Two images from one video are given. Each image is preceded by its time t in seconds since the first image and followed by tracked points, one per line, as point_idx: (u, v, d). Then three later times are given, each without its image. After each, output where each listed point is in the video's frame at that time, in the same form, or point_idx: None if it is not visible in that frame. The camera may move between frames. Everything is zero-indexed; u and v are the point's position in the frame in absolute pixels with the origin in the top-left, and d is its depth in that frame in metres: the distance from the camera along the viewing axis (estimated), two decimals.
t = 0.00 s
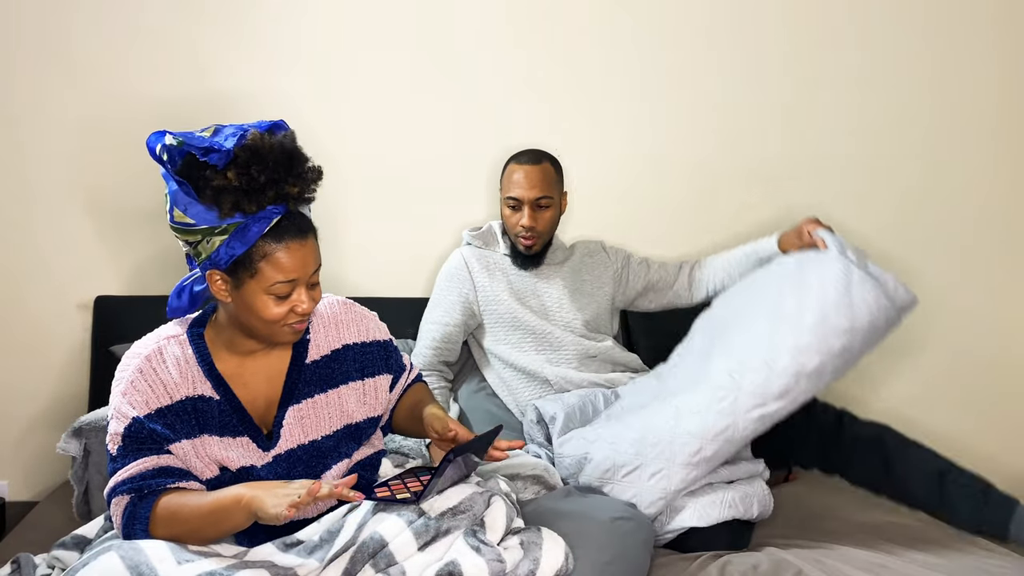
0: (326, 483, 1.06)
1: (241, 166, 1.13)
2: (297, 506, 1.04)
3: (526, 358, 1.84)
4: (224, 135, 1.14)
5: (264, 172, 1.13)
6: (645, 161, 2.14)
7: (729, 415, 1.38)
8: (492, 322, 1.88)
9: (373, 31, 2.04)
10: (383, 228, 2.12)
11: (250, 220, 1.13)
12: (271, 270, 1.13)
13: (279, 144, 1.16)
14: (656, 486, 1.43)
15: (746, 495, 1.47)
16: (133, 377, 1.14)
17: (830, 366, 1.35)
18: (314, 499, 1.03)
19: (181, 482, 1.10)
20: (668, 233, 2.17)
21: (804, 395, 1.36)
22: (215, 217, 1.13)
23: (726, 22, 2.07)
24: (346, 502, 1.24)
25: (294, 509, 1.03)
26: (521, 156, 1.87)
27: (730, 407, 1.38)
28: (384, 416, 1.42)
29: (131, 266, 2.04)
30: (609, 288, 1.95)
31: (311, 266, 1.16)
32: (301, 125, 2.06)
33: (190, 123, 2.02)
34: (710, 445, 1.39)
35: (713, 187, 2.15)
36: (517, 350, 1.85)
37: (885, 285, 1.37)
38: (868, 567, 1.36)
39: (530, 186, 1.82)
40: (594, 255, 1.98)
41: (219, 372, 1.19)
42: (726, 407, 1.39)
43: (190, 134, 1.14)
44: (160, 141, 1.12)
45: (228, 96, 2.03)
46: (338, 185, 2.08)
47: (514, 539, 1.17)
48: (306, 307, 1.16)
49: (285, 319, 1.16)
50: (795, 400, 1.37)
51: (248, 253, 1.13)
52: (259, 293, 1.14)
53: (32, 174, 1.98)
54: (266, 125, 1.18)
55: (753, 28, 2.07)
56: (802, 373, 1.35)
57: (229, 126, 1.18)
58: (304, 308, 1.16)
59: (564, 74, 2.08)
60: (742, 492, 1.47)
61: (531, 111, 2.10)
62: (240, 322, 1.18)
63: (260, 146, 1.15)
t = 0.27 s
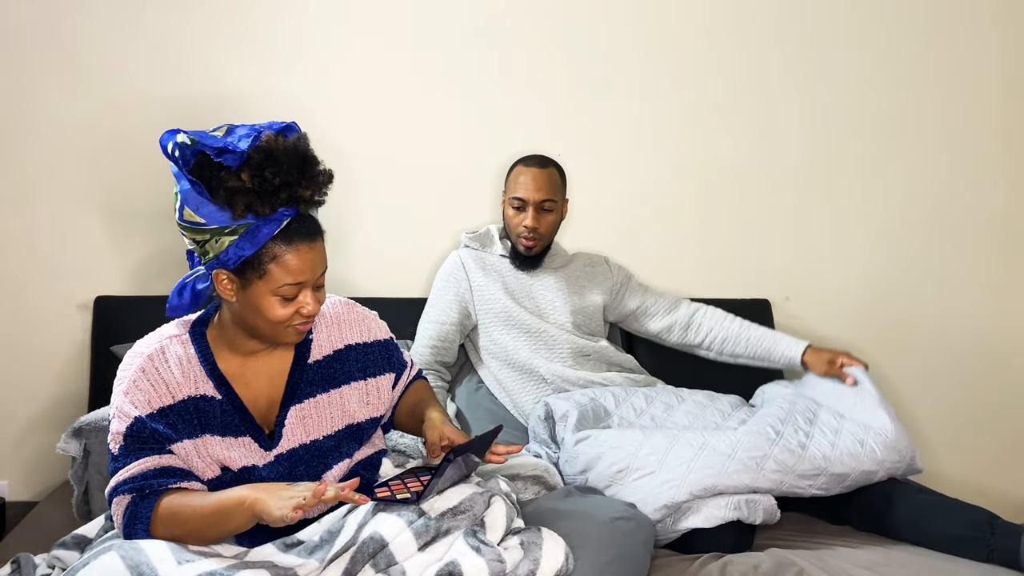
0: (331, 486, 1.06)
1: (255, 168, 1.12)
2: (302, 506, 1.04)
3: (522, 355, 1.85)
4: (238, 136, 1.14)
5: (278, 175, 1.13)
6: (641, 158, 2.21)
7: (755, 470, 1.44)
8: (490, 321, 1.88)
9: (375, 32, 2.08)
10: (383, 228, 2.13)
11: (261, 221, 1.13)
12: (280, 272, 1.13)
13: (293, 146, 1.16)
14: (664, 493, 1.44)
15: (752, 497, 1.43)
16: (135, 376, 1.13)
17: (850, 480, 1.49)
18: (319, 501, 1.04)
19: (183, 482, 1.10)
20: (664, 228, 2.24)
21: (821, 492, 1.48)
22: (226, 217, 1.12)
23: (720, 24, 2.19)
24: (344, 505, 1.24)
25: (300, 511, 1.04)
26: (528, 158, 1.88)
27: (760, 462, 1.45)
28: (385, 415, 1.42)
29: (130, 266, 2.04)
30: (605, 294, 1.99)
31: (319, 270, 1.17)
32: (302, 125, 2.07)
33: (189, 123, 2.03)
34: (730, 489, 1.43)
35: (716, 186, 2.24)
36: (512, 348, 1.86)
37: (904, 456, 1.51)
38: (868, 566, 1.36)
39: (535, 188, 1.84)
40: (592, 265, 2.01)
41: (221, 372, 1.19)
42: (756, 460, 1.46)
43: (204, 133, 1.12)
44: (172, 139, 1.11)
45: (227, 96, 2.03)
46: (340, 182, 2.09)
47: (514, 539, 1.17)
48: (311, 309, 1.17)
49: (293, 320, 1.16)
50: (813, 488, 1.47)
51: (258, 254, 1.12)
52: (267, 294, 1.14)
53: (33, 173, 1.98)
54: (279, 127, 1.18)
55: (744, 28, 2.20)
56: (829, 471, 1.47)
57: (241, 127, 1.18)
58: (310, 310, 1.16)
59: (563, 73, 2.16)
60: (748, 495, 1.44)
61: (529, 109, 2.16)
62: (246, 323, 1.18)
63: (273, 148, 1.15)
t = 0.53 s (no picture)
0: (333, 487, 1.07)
1: (258, 166, 1.12)
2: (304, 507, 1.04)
3: (520, 353, 1.85)
4: (242, 134, 1.14)
5: (281, 174, 1.13)
6: (640, 159, 2.21)
7: (758, 472, 1.44)
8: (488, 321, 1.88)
9: (375, 32, 2.08)
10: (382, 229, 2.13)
11: (264, 221, 1.13)
12: (282, 271, 1.13)
13: (296, 146, 1.16)
14: (666, 493, 1.43)
15: (756, 498, 1.43)
16: (136, 376, 1.13)
17: (855, 483, 1.49)
18: (320, 502, 1.04)
19: (183, 482, 1.10)
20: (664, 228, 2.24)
21: (824, 495, 1.48)
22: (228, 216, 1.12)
23: (718, 25, 2.19)
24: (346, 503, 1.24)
25: (301, 512, 1.04)
26: (537, 162, 1.89)
27: (763, 463, 1.45)
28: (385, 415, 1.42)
29: (129, 266, 2.04)
30: (602, 294, 2.00)
31: (321, 270, 1.17)
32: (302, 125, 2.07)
33: (188, 122, 2.03)
34: (732, 490, 1.43)
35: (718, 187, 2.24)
36: (510, 347, 1.85)
37: (913, 461, 1.51)
38: (868, 565, 1.36)
39: (545, 193, 1.85)
40: (586, 270, 2.02)
41: (222, 371, 1.19)
42: (760, 462, 1.45)
43: (207, 132, 1.12)
44: (176, 137, 1.11)
45: (226, 96, 2.03)
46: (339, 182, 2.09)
47: (514, 538, 1.17)
48: (313, 309, 1.17)
49: (293, 319, 1.16)
50: (818, 490, 1.47)
51: (260, 254, 1.13)
52: (270, 293, 1.14)
53: (32, 173, 1.98)
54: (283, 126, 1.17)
55: (745, 30, 2.20)
56: (833, 474, 1.47)
57: (245, 126, 1.18)
58: (312, 309, 1.16)
59: (562, 74, 2.16)
60: (752, 496, 1.43)
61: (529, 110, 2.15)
62: (247, 323, 1.18)
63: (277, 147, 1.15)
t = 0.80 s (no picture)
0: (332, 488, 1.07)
1: (258, 166, 1.13)
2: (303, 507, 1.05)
3: (515, 357, 1.84)
4: (241, 134, 1.14)
5: (280, 173, 1.14)
6: (640, 159, 2.21)
7: (761, 474, 1.44)
8: (481, 327, 1.88)
9: (374, 32, 2.08)
10: (382, 230, 2.13)
11: (264, 220, 1.13)
12: (282, 271, 1.13)
13: (295, 146, 1.16)
14: (668, 497, 1.43)
15: (758, 500, 1.42)
16: (136, 376, 1.13)
17: (857, 485, 1.48)
18: (320, 502, 1.05)
19: (183, 482, 1.10)
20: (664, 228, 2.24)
21: (827, 496, 1.48)
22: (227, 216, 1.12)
23: (718, 25, 2.19)
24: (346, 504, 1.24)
25: (301, 511, 1.04)
26: (538, 171, 1.89)
27: (766, 466, 1.45)
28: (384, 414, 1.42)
29: (129, 267, 2.04)
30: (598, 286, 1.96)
31: (321, 269, 1.17)
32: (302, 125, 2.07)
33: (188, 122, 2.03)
34: (734, 493, 1.42)
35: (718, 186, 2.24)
36: (505, 351, 1.85)
37: (917, 466, 1.51)
38: (868, 565, 1.35)
39: (546, 203, 1.85)
40: (575, 263, 1.99)
41: (222, 372, 1.19)
42: (762, 464, 1.45)
43: (207, 132, 1.12)
44: (175, 137, 1.11)
45: (226, 96, 2.03)
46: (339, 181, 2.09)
47: (514, 539, 1.17)
48: (312, 309, 1.17)
49: (293, 319, 1.16)
50: (820, 492, 1.47)
51: (259, 253, 1.13)
52: (268, 293, 1.14)
53: (31, 173, 1.98)
54: (283, 126, 1.17)
55: (744, 31, 2.20)
56: (836, 477, 1.47)
57: (244, 125, 1.18)
58: (311, 309, 1.16)
59: (561, 73, 2.16)
60: (754, 497, 1.43)
61: (529, 110, 2.15)
62: (246, 323, 1.18)
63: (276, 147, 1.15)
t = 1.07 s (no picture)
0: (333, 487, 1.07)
1: (255, 167, 1.13)
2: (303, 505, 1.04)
3: (506, 367, 1.84)
4: (239, 135, 1.14)
5: (277, 174, 1.14)
6: (641, 159, 2.21)
7: (760, 474, 1.44)
8: (469, 340, 1.87)
9: (374, 32, 2.08)
10: (382, 230, 2.13)
11: (261, 221, 1.13)
12: (280, 271, 1.13)
13: (293, 146, 1.16)
14: (667, 497, 1.43)
15: (758, 500, 1.42)
16: (135, 376, 1.13)
17: (857, 483, 1.48)
18: (319, 501, 1.05)
19: (183, 482, 1.10)
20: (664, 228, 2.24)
21: (827, 496, 1.48)
22: (224, 216, 1.12)
23: (718, 25, 2.19)
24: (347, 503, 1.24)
25: (300, 511, 1.04)
26: (507, 178, 1.86)
27: (765, 466, 1.45)
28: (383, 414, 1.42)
29: (129, 267, 2.04)
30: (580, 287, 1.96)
31: (318, 269, 1.17)
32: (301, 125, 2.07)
33: (188, 122, 2.02)
34: (734, 493, 1.42)
35: (719, 186, 2.24)
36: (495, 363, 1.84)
37: (917, 465, 1.51)
38: (868, 565, 1.35)
39: (517, 212, 1.82)
40: (551, 258, 1.99)
41: (221, 372, 1.19)
42: (761, 464, 1.45)
43: (204, 133, 1.12)
44: (173, 137, 1.11)
45: (226, 96, 2.03)
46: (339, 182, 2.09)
47: (514, 539, 1.17)
48: (310, 309, 1.17)
49: (291, 319, 1.16)
50: (821, 491, 1.47)
51: (257, 254, 1.13)
52: (266, 293, 1.14)
53: (31, 173, 1.98)
54: (280, 127, 1.17)
55: (745, 31, 2.20)
56: (835, 476, 1.47)
57: (242, 126, 1.18)
58: (309, 309, 1.16)
59: (561, 73, 2.15)
60: (753, 497, 1.43)
61: (528, 111, 2.15)
62: (244, 324, 1.18)
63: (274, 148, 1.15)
